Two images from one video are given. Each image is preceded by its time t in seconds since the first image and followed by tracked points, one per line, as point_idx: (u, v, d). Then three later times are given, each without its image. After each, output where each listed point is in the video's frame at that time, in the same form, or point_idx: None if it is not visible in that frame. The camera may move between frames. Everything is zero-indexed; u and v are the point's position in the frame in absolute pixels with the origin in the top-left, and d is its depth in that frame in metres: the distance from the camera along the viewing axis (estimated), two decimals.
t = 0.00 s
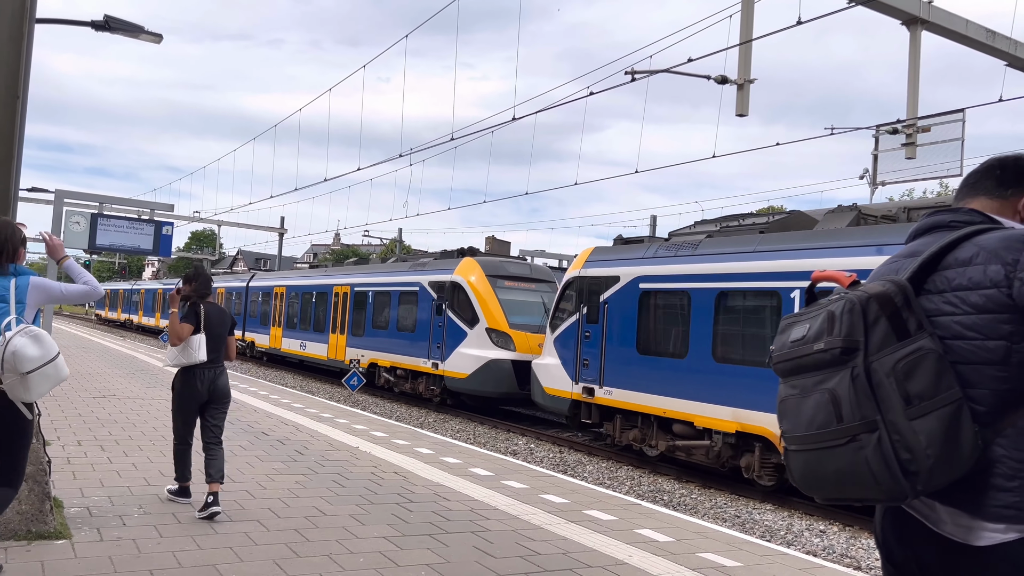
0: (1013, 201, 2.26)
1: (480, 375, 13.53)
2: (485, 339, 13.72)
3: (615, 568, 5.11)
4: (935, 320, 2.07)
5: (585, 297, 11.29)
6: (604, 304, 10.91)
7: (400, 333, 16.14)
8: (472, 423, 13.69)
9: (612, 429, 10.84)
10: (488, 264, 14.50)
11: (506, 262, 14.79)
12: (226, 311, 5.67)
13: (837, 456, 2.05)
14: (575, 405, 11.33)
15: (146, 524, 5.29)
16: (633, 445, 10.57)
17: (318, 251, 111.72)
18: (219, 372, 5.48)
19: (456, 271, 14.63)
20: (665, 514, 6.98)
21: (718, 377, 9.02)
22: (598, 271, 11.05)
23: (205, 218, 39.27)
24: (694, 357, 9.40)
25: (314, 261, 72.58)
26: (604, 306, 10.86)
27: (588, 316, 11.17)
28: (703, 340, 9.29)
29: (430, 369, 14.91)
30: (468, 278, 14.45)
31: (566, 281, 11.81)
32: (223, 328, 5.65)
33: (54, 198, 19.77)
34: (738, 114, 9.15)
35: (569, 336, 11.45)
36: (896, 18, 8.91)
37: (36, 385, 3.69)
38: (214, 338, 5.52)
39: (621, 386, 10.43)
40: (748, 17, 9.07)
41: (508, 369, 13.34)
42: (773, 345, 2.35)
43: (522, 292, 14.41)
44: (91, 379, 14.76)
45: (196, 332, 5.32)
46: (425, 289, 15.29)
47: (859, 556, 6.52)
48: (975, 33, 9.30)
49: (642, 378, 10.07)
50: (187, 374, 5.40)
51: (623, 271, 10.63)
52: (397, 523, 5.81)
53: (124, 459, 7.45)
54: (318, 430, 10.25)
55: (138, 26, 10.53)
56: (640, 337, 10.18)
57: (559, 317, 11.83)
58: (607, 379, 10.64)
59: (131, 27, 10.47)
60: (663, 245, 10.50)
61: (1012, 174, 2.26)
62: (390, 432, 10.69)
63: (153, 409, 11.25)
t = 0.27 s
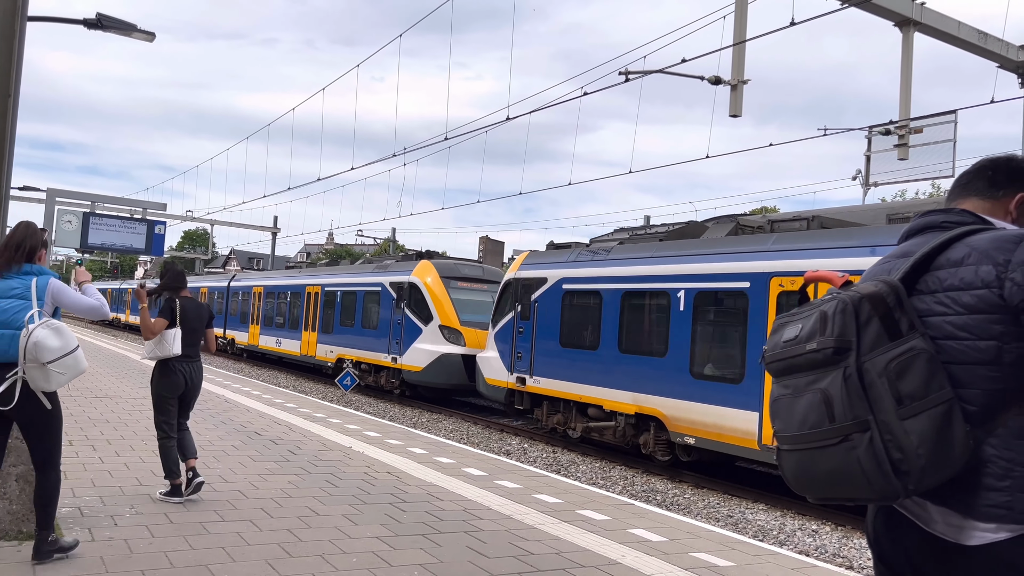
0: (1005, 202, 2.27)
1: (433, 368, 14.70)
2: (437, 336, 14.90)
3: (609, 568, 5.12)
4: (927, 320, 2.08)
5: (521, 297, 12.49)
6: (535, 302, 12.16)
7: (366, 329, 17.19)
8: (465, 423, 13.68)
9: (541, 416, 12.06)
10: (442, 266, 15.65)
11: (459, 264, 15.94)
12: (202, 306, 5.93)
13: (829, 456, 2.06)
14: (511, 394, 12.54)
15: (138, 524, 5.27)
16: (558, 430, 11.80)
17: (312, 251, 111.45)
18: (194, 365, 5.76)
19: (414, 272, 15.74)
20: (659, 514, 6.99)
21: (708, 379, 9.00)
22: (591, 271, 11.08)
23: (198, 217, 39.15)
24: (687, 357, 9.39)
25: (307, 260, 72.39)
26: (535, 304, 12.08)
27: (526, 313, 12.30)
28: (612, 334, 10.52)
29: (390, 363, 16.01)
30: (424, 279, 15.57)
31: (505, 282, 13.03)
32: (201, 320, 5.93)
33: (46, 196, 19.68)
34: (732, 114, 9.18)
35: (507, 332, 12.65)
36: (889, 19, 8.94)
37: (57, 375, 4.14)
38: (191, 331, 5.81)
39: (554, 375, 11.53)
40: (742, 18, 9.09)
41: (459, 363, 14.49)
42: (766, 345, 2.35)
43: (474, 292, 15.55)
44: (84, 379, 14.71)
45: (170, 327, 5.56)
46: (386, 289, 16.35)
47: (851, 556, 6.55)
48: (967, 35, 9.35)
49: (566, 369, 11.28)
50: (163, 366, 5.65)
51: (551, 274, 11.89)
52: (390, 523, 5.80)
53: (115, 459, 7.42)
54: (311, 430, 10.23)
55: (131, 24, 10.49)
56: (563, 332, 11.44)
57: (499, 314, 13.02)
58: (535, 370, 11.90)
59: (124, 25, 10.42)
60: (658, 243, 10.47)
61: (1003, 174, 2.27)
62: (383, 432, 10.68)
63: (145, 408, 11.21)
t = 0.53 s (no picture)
0: (997, 202, 2.28)
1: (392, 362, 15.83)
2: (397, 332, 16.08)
3: (603, 568, 5.12)
4: (920, 320, 2.08)
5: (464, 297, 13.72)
6: (476, 300, 13.43)
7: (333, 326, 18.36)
8: (460, 423, 13.67)
9: (481, 404, 13.31)
10: (403, 267, 16.77)
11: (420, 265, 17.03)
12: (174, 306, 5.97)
13: (822, 456, 2.06)
14: (455, 384, 13.70)
15: (131, 524, 5.26)
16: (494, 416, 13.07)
17: (306, 250, 111.25)
18: (171, 364, 5.87)
19: (377, 273, 16.88)
20: (653, 514, 7.00)
21: (702, 379, 9.05)
22: (587, 272, 11.10)
23: (191, 217, 39.06)
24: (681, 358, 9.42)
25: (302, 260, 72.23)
26: (477, 303, 13.33)
27: (492, 311, 12.95)
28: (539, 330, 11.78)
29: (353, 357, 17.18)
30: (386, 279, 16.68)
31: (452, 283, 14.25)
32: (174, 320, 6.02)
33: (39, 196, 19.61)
34: (726, 115, 9.19)
35: (455, 328, 13.82)
36: (883, 20, 8.96)
37: (88, 376, 4.27)
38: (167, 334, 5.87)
39: (525, 370, 12.08)
40: (737, 18, 9.10)
41: (416, 357, 15.70)
42: (760, 345, 2.36)
43: (433, 291, 16.64)
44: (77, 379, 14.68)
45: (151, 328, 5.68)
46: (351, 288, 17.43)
47: (845, 555, 6.57)
48: (960, 36, 9.38)
49: (501, 360, 12.55)
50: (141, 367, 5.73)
51: (492, 275, 13.13)
52: (385, 523, 5.79)
53: (107, 459, 7.39)
54: (305, 430, 10.21)
55: (124, 23, 10.45)
56: (500, 328, 12.66)
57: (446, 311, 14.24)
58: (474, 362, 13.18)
59: (117, 24, 10.38)
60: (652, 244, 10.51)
61: (996, 175, 2.28)
62: (377, 432, 10.67)
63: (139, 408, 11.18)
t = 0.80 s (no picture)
0: (991, 203, 2.28)
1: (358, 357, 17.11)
2: (363, 329, 17.41)
3: (599, 568, 5.12)
4: (914, 320, 2.09)
5: (418, 296, 15.05)
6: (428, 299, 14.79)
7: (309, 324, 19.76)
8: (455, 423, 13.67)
9: (432, 394, 14.56)
10: (369, 269, 18.17)
11: (385, 267, 18.42)
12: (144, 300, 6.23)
13: (817, 456, 2.07)
14: (410, 376, 15.03)
15: (126, 524, 5.25)
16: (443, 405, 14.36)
17: (302, 250, 111.10)
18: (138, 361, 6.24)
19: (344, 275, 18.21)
20: (649, 514, 7.01)
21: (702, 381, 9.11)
22: (583, 273, 11.15)
23: (186, 216, 38.97)
24: (680, 359, 9.52)
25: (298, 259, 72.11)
26: (428, 301, 14.64)
27: (478, 313, 13.25)
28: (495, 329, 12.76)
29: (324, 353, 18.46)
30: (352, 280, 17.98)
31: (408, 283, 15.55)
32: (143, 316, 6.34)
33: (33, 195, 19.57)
34: (722, 115, 9.21)
35: (409, 326, 15.17)
36: (878, 21, 8.98)
37: (124, 367, 4.72)
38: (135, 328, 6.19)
39: (514, 370, 12.29)
40: (733, 19, 9.11)
41: (379, 352, 17.05)
42: (755, 345, 2.36)
43: (397, 292, 18.10)
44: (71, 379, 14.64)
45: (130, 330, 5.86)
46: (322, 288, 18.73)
47: (839, 555, 6.59)
48: (955, 37, 9.41)
49: (448, 353, 13.89)
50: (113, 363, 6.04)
51: (441, 277, 14.43)
52: (380, 523, 5.78)
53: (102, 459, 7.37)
54: (300, 430, 10.20)
55: (119, 22, 10.42)
56: (447, 326, 14.01)
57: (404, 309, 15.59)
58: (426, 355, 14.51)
59: (112, 23, 10.35)
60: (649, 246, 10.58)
61: (989, 176, 2.28)
62: (373, 432, 10.67)
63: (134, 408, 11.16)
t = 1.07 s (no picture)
0: (986, 203, 2.29)
1: (325, 351, 18.38)
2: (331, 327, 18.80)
3: (596, 568, 5.13)
4: (910, 320, 2.09)
5: (379, 296, 16.36)
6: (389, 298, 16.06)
7: (283, 321, 21.09)
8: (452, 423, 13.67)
9: (392, 385, 15.89)
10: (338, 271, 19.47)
11: (353, 269, 19.71)
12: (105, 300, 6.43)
13: (812, 456, 2.07)
14: (372, 369, 16.32)
15: (123, 524, 5.24)
16: (402, 395, 15.62)
17: (299, 250, 111.01)
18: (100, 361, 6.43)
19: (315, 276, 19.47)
20: (645, 514, 7.02)
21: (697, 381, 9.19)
22: (580, 273, 11.20)
23: (182, 216, 38.90)
24: (675, 360, 9.57)
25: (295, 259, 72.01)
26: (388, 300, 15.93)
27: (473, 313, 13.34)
28: (465, 326, 13.38)
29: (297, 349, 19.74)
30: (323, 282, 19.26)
31: (372, 283, 16.84)
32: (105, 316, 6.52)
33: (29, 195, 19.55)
34: (719, 116, 9.22)
35: (371, 324, 16.45)
36: (874, 22, 9.00)
37: (138, 373, 4.92)
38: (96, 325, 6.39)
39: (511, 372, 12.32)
40: (729, 19, 9.12)
41: (347, 347, 18.36)
42: (751, 345, 2.36)
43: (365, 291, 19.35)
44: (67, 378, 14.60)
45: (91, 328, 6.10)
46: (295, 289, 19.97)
47: (836, 555, 6.60)
48: (951, 38, 9.43)
49: (404, 348, 15.15)
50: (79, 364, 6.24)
51: (399, 278, 15.76)
52: (377, 523, 5.78)
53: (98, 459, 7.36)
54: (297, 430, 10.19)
55: (116, 22, 10.40)
56: (404, 324, 15.27)
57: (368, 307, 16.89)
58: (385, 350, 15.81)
59: (109, 22, 10.33)
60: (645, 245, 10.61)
61: (986, 175, 2.29)
62: (369, 432, 10.66)
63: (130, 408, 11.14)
